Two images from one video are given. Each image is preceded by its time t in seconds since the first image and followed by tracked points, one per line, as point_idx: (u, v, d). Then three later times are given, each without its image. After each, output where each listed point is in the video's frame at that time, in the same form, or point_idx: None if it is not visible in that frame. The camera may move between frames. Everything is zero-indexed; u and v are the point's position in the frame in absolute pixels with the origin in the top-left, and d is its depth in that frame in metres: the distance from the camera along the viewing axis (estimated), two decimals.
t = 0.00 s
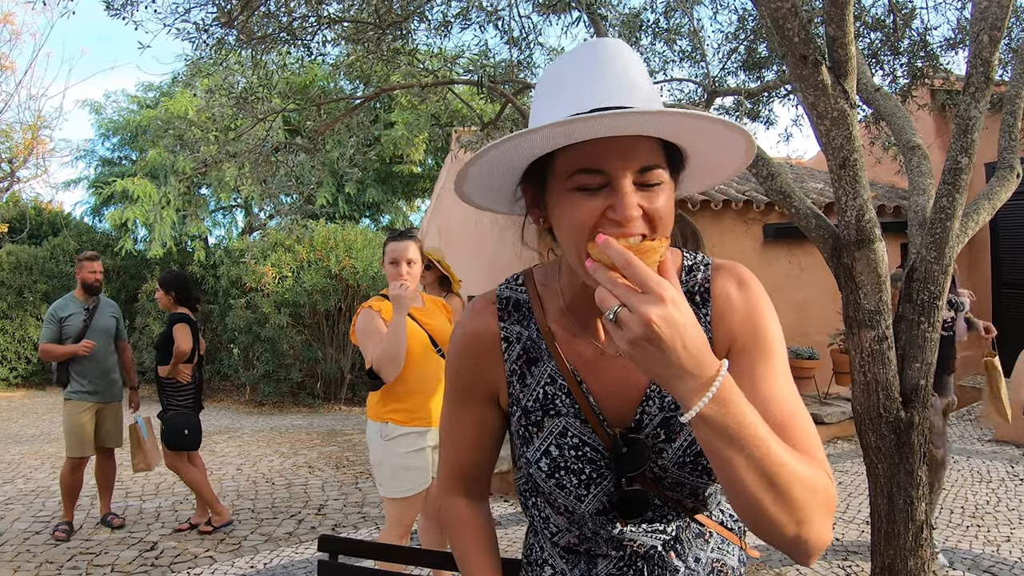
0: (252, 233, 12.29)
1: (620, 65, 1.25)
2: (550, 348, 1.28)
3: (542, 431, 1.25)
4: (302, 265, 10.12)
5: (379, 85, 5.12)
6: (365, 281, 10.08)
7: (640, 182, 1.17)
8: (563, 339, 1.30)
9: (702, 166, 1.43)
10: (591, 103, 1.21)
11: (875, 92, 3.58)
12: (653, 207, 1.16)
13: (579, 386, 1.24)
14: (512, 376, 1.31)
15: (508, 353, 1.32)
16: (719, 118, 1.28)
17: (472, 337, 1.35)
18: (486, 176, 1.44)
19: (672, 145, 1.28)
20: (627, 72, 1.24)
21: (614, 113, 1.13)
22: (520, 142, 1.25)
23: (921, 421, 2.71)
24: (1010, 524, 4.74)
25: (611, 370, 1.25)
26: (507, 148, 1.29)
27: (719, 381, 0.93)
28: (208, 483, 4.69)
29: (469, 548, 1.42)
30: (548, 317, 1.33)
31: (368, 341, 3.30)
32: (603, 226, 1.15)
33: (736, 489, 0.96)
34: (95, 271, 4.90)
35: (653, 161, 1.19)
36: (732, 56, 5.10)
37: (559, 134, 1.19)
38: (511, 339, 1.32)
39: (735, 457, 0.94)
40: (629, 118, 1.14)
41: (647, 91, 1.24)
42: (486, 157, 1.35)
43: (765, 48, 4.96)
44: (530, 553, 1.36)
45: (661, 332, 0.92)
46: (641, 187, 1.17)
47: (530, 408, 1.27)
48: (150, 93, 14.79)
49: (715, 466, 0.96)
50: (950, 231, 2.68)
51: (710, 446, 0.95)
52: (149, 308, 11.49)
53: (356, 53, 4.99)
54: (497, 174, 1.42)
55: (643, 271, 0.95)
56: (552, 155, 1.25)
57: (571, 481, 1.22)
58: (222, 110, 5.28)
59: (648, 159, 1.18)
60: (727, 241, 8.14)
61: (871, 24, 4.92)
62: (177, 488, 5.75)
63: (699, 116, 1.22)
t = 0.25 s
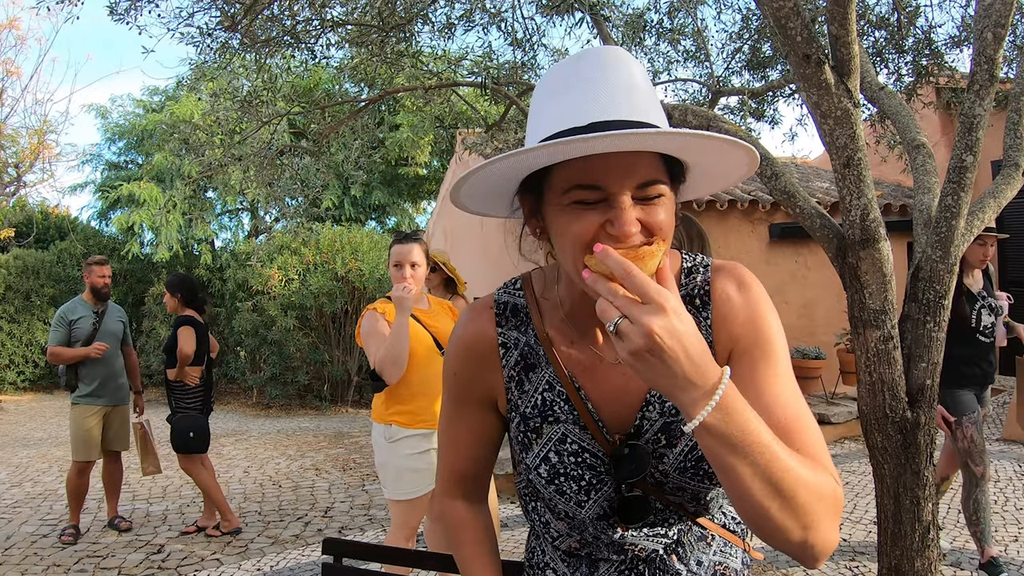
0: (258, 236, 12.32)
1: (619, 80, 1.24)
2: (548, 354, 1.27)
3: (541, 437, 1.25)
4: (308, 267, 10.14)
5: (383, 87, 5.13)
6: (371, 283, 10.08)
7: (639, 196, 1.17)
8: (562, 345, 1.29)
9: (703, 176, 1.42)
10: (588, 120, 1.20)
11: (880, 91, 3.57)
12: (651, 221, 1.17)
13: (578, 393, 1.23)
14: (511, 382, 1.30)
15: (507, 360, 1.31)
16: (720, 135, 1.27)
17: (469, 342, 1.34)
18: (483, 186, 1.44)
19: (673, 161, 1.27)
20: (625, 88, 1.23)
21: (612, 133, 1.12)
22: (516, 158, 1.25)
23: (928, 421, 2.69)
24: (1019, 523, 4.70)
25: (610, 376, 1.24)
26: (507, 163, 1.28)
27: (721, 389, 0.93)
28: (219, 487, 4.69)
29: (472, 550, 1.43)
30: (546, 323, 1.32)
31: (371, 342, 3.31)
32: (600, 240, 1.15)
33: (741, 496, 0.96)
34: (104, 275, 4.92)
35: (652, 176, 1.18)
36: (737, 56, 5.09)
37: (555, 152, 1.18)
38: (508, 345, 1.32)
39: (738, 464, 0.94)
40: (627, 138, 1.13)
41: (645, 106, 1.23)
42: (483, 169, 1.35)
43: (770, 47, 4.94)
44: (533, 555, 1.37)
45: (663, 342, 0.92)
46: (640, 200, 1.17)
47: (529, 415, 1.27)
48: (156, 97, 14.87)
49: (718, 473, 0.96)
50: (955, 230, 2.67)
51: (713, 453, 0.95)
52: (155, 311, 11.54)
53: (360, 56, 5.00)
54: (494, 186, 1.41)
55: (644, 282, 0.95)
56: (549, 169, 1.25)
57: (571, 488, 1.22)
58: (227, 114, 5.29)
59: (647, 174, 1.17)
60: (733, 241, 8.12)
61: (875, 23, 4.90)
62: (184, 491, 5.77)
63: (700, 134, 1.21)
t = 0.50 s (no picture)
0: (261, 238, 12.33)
1: (615, 94, 1.23)
2: (548, 357, 1.26)
3: (541, 439, 1.25)
4: (311, 269, 10.14)
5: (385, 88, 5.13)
6: (375, 284, 10.09)
7: (636, 210, 1.17)
8: (563, 349, 1.28)
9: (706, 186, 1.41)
10: (582, 135, 1.20)
11: (881, 89, 3.55)
12: (648, 235, 1.17)
13: (578, 395, 1.23)
14: (511, 384, 1.30)
15: (507, 362, 1.31)
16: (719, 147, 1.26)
17: (465, 343, 1.34)
18: (483, 198, 1.44)
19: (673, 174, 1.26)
20: (621, 102, 1.22)
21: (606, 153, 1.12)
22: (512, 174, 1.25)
23: (931, 419, 2.68)
24: None
25: (610, 381, 1.23)
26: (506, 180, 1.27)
27: (718, 408, 0.93)
28: (229, 488, 4.70)
29: (481, 543, 1.43)
30: (547, 324, 1.31)
31: (374, 343, 3.31)
32: (597, 256, 1.16)
33: (738, 509, 0.97)
34: (105, 278, 4.91)
35: (650, 189, 1.18)
36: (738, 54, 5.09)
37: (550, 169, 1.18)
38: (508, 346, 1.31)
39: (736, 479, 0.94)
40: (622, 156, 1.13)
41: (642, 120, 1.22)
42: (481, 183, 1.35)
43: (771, 45, 4.93)
44: (534, 553, 1.37)
45: (660, 365, 0.92)
46: (637, 213, 1.17)
47: (529, 417, 1.27)
48: (158, 99, 14.91)
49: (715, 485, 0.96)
50: (958, 227, 2.66)
51: (709, 467, 0.95)
52: (159, 314, 11.56)
53: (361, 57, 5.01)
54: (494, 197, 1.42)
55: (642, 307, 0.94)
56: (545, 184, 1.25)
57: (571, 490, 1.22)
58: (229, 116, 5.29)
59: (644, 188, 1.17)
60: (736, 240, 8.11)
61: (877, 21, 4.89)
62: (188, 493, 5.78)
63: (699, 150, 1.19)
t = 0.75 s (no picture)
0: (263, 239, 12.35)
1: (616, 102, 1.22)
2: (551, 361, 1.27)
3: (545, 442, 1.26)
4: (314, 270, 10.15)
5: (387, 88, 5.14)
6: (377, 285, 10.11)
7: (636, 216, 1.17)
8: (565, 353, 1.28)
9: (707, 191, 1.41)
10: (582, 144, 1.20)
11: (883, 87, 3.55)
12: (647, 242, 1.18)
13: (581, 399, 1.23)
14: (515, 387, 1.31)
15: (511, 365, 1.31)
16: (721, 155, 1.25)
17: (468, 346, 1.35)
18: (484, 206, 1.45)
19: (673, 181, 1.25)
20: (620, 109, 1.22)
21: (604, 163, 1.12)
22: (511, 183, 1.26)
23: (934, 417, 2.68)
24: None
25: (613, 388, 1.23)
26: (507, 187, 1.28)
27: (719, 419, 0.93)
28: (236, 489, 4.71)
29: (485, 544, 1.43)
30: (550, 329, 1.31)
31: (377, 344, 3.32)
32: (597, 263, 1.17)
33: (740, 516, 0.97)
34: (104, 281, 4.94)
35: (650, 195, 1.18)
36: (740, 53, 5.09)
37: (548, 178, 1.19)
38: (512, 350, 1.32)
39: (737, 488, 0.94)
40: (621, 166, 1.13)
41: (642, 128, 1.22)
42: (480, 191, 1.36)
43: (773, 44, 4.93)
44: (538, 552, 1.37)
45: (661, 380, 0.92)
46: (637, 219, 1.17)
47: (533, 419, 1.27)
48: (160, 101, 14.94)
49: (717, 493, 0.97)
50: (960, 225, 2.65)
51: (711, 475, 0.95)
52: (162, 315, 11.59)
53: (363, 58, 5.01)
54: (494, 206, 1.42)
55: (643, 322, 0.94)
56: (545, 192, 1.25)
57: (575, 491, 1.23)
58: (231, 118, 5.30)
59: (644, 194, 1.17)
60: (738, 239, 8.11)
61: (878, 19, 4.89)
62: (192, 495, 5.79)
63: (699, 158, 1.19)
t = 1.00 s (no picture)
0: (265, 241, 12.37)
1: (613, 99, 1.23)
2: (552, 360, 1.27)
3: (547, 441, 1.26)
4: (315, 271, 10.16)
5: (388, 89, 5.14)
6: (379, 286, 10.13)
7: (633, 213, 1.18)
8: (565, 353, 1.28)
9: (706, 189, 1.41)
10: (579, 142, 1.21)
11: (883, 86, 3.54)
12: (645, 238, 1.18)
13: (582, 399, 1.23)
14: (516, 387, 1.31)
15: (513, 365, 1.32)
16: (718, 152, 1.25)
17: (470, 346, 1.36)
18: (484, 205, 1.46)
19: (671, 178, 1.26)
20: (617, 106, 1.23)
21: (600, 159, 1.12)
22: (510, 180, 1.27)
23: (936, 415, 2.68)
24: None
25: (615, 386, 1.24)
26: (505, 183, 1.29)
27: (717, 420, 0.93)
28: (243, 490, 4.71)
29: (489, 543, 1.43)
30: (551, 329, 1.31)
31: (379, 344, 3.33)
32: (595, 259, 1.17)
33: (739, 516, 0.98)
34: (113, 284, 4.96)
35: (646, 191, 1.18)
36: (740, 53, 5.09)
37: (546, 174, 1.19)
38: (514, 350, 1.32)
39: (736, 489, 0.95)
40: (617, 162, 1.13)
41: (638, 125, 1.22)
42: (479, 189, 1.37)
43: (773, 43, 4.93)
44: (541, 551, 1.38)
45: (661, 385, 0.92)
46: (634, 217, 1.18)
47: (534, 419, 1.28)
48: (162, 103, 14.98)
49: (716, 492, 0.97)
50: (961, 223, 2.65)
51: (710, 476, 0.96)
52: (165, 317, 11.61)
53: (364, 59, 5.02)
54: (494, 203, 1.43)
55: (643, 326, 0.93)
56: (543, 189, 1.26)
57: (577, 491, 1.23)
58: (233, 120, 5.31)
59: (640, 191, 1.18)
60: (739, 239, 8.11)
61: (878, 18, 4.89)
62: (195, 496, 5.80)
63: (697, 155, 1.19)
